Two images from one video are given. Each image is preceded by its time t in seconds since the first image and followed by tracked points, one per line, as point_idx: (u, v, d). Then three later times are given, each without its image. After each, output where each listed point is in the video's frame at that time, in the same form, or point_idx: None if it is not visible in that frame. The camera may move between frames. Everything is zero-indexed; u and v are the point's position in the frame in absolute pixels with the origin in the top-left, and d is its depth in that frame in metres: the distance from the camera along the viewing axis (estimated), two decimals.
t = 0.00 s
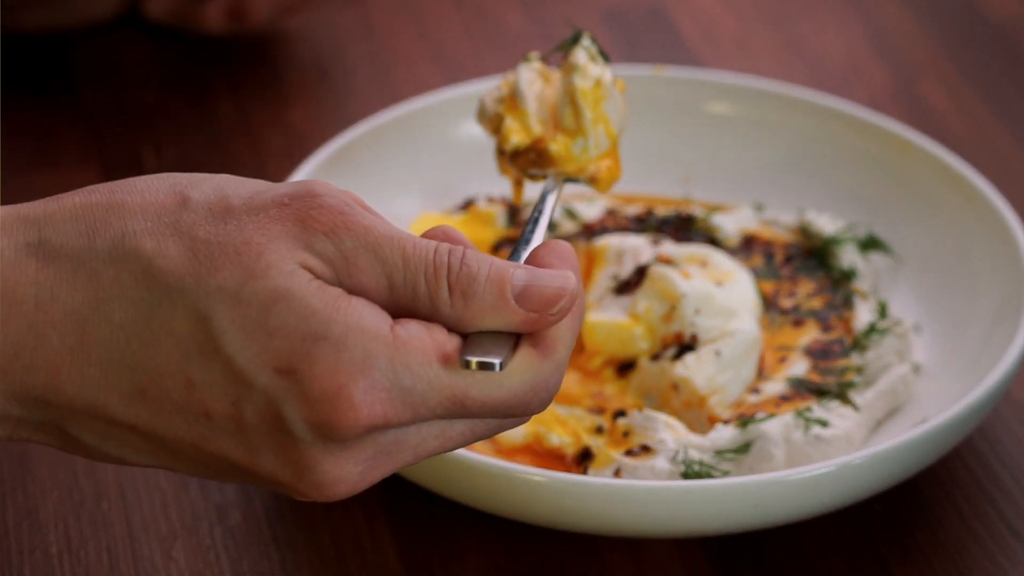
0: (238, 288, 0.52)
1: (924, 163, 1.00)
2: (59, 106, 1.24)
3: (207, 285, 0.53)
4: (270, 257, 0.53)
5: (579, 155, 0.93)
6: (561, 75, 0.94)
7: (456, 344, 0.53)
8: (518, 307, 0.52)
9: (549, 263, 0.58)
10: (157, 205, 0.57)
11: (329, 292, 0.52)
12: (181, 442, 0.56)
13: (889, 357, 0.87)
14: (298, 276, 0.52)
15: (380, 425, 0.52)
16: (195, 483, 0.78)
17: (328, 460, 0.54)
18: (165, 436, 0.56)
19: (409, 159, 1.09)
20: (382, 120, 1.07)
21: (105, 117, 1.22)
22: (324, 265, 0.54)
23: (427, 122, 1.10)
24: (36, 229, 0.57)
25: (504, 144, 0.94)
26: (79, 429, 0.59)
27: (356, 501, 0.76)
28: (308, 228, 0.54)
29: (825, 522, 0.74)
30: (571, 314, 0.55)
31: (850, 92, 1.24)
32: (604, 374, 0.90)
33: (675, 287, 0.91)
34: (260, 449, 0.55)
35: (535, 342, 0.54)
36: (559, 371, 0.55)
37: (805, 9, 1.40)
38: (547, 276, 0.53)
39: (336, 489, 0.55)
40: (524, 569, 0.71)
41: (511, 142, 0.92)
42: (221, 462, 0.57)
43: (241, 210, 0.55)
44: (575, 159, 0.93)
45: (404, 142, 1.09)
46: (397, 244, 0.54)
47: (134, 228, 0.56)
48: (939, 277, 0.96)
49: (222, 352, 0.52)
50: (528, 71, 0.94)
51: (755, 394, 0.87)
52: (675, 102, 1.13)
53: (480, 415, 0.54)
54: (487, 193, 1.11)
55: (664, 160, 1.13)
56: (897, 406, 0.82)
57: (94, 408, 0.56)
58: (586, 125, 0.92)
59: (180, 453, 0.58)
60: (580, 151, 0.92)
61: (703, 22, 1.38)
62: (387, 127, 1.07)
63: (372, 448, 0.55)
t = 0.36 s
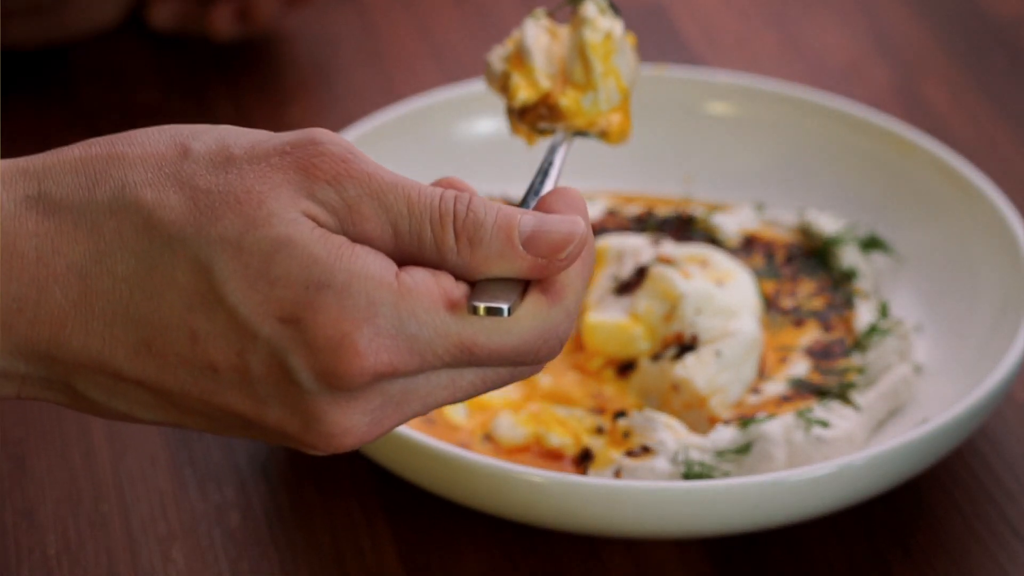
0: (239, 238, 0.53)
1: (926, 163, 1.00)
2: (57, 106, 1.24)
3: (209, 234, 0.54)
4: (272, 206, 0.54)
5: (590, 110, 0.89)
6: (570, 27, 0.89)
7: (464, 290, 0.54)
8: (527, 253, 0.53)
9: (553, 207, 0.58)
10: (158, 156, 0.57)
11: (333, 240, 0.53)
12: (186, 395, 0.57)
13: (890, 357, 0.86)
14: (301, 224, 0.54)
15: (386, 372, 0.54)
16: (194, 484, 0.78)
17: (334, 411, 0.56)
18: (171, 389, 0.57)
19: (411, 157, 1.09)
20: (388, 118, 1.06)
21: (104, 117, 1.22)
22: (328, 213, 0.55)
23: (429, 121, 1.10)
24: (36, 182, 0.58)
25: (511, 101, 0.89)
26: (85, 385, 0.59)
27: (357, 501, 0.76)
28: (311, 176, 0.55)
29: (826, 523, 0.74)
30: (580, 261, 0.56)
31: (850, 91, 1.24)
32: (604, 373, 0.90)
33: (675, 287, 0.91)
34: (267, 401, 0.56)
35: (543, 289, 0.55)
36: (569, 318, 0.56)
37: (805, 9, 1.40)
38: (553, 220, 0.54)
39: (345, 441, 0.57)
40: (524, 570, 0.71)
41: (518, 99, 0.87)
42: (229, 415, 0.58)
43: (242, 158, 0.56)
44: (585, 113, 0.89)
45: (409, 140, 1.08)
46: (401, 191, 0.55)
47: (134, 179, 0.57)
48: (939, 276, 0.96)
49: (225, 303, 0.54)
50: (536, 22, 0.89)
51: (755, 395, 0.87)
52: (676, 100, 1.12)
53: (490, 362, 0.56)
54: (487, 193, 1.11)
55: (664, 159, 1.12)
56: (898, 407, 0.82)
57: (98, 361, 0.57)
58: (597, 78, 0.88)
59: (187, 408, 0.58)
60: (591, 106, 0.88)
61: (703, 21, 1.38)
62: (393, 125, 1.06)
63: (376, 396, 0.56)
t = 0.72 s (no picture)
0: (211, 198, 0.51)
1: (925, 163, 1.00)
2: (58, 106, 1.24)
3: (180, 194, 0.52)
4: (245, 165, 0.52)
5: (574, 80, 0.88)
6: None
7: (441, 254, 0.52)
8: (505, 217, 0.51)
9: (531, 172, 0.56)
10: (129, 115, 0.55)
11: (307, 202, 0.51)
12: (160, 359, 0.55)
13: (891, 357, 0.86)
14: (273, 184, 0.51)
15: (362, 336, 0.52)
16: (194, 485, 0.77)
17: (310, 376, 0.54)
18: (143, 354, 0.55)
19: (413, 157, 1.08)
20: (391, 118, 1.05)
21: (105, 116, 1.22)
22: (303, 174, 0.53)
23: (431, 121, 1.09)
24: (4, 142, 0.56)
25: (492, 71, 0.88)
26: (58, 349, 0.57)
27: (358, 504, 0.76)
28: (286, 137, 0.53)
29: (826, 523, 0.74)
30: (559, 227, 0.54)
31: (851, 91, 1.24)
32: (604, 373, 0.90)
33: (675, 287, 0.91)
34: (241, 365, 0.54)
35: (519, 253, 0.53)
36: (548, 284, 0.54)
37: (806, 9, 1.40)
38: (533, 185, 0.52)
39: (320, 406, 0.55)
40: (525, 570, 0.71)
41: (500, 69, 0.86)
42: (204, 380, 0.55)
43: (215, 118, 0.54)
44: (568, 83, 0.88)
45: (410, 139, 1.08)
46: (378, 152, 0.53)
47: (104, 138, 0.54)
48: (939, 276, 0.96)
49: (197, 264, 0.51)
50: None
51: (755, 395, 0.86)
52: (676, 100, 1.12)
53: (465, 328, 0.54)
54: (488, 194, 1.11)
55: (664, 159, 1.12)
56: (898, 407, 0.82)
57: (70, 324, 0.55)
58: (581, 48, 0.87)
59: (161, 374, 0.56)
60: (574, 76, 0.88)
61: (703, 21, 1.38)
62: (395, 125, 1.06)
63: (352, 360, 0.54)
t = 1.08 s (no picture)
0: (195, 195, 0.50)
1: (925, 163, 1.00)
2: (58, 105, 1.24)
3: (163, 190, 0.51)
4: (229, 163, 0.51)
5: (562, 91, 0.86)
6: (542, 10, 0.88)
7: (426, 255, 0.51)
8: (491, 220, 0.50)
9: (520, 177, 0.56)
10: (113, 110, 0.54)
11: (292, 201, 0.50)
12: (141, 356, 0.54)
13: (891, 357, 0.86)
14: (259, 182, 0.50)
15: (344, 337, 0.51)
16: (194, 486, 0.77)
17: (291, 376, 0.53)
18: (125, 351, 0.54)
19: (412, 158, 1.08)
20: (389, 118, 1.05)
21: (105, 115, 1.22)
22: (288, 173, 0.52)
23: (431, 121, 1.09)
24: None
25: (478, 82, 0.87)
26: (37, 344, 0.56)
27: (357, 504, 0.76)
28: (272, 134, 0.52)
29: (826, 524, 0.74)
30: (546, 231, 0.53)
31: (850, 90, 1.24)
32: (604, 373, 0.90)
33: (675, 287, 0.90)
34: (223, 363, 0.54)
35: (505, 257, 0.53)
36: (534, 287, 0.53)
37: (805, 9, 1.40)
38: (520, 189, 0.51)
39: (301, 407, 0.54)
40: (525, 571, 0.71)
41: (485, 78, 0.86)
42: (185, 377, 0.55)
43: (201, 114, 0.53)
44: (556, 95, 0.86)
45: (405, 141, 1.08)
46: (365, 152, 0.52)
47: (87, 132, 0.53)
48: (939, 276, 0.96)
49: (179, 260, 0.51)
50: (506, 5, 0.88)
51: (755, 395, 0.86)
52: (675, 100, 1.12)
53: (449, 330, 0.53)
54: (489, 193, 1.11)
55: (664, 159, 1.12)
56: (898, 407, 0.82)
57: (50, 319, 0.54)
58: (570, 60, 0.86)
59: (142, 371, 0.56)
60: (562, 87, 0.86)
61: (703, 21, 1.38)
62: (393, 126, 1.06)
63: (334, 362, 0.53)
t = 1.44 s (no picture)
0: (206, 163, 0.49)
1: (925, 163, 1.00)
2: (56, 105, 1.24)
3: (174, 160, 0.50)
4: (239, 131, 0.50)
5: (561, 63, 0.86)
6: None
7: (439, 220, 0.51)
8: (503, 184, 0.50)
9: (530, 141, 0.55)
10: (118, 81, 0.53)
11: (303, 167, 0.50)
12: (155, 328, 0.53)
13: (891, 357, 0.86)
14: (269, 150, 0.50)
15: (359, 304, 0.51)
16: (193, 485, 0.77)
17: (308, 344, 0.53)
18: (138, 324, 0.53)
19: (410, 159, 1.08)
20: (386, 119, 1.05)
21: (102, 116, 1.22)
22: (297, 141, 0.51)
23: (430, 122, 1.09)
24: None
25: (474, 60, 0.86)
26: (48, 320, 0.55)
27: (358, 504, 0.76)
28: (280, 103, 0.51)
29: (826, 523, 0.74)
30: (558, 195, 0.53)
31: (850, 90, 1.24)
32: (604, 373, 0.90)
33: (675, 287, 0.90)
34: (238, 333, 0.53)
35: (516, 220, 0.52)
36: (546, 251, 0.53)
37: (804, 9, 1.40)
38: (528, 151, 0.51)
39: (318, 374, 0.54)
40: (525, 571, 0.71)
41: (482, 52, 0.84)
42: (200, 350, 0.54)
43: (207, 83, 0.52)
44: (556, 65, 0.86)
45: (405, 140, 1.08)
46: (374, 119, 0.51)
47: (93, 104, 0.52)
48: (940, 276, 0.95)
49: (192, 230, 0.50)
50: None
51: (755, 396, 0.86)
52: (675, 100, 1.12)
53: (464, 296, 0.53)
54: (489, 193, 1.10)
55: (664, 158, 1.12)
56: (898, 407, 0.82)
57: (61, 295, 0.53)
58: (569, 31, 0.85)
59: (156, 345, 0.55)
60: (561, 59, 0.86)
61: (703, 21, 1.37)
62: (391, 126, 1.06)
63: (350, 327, 0.53)
